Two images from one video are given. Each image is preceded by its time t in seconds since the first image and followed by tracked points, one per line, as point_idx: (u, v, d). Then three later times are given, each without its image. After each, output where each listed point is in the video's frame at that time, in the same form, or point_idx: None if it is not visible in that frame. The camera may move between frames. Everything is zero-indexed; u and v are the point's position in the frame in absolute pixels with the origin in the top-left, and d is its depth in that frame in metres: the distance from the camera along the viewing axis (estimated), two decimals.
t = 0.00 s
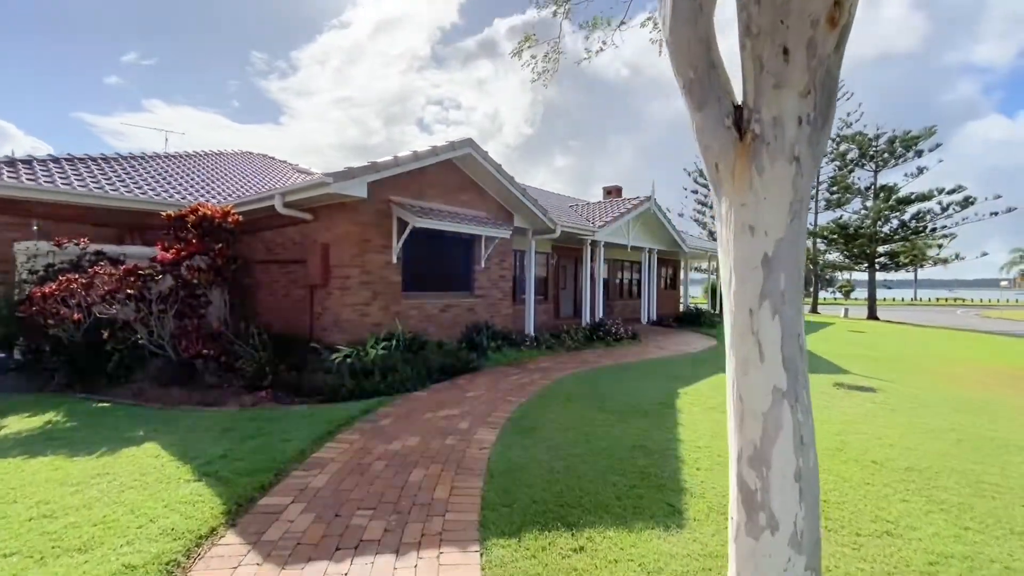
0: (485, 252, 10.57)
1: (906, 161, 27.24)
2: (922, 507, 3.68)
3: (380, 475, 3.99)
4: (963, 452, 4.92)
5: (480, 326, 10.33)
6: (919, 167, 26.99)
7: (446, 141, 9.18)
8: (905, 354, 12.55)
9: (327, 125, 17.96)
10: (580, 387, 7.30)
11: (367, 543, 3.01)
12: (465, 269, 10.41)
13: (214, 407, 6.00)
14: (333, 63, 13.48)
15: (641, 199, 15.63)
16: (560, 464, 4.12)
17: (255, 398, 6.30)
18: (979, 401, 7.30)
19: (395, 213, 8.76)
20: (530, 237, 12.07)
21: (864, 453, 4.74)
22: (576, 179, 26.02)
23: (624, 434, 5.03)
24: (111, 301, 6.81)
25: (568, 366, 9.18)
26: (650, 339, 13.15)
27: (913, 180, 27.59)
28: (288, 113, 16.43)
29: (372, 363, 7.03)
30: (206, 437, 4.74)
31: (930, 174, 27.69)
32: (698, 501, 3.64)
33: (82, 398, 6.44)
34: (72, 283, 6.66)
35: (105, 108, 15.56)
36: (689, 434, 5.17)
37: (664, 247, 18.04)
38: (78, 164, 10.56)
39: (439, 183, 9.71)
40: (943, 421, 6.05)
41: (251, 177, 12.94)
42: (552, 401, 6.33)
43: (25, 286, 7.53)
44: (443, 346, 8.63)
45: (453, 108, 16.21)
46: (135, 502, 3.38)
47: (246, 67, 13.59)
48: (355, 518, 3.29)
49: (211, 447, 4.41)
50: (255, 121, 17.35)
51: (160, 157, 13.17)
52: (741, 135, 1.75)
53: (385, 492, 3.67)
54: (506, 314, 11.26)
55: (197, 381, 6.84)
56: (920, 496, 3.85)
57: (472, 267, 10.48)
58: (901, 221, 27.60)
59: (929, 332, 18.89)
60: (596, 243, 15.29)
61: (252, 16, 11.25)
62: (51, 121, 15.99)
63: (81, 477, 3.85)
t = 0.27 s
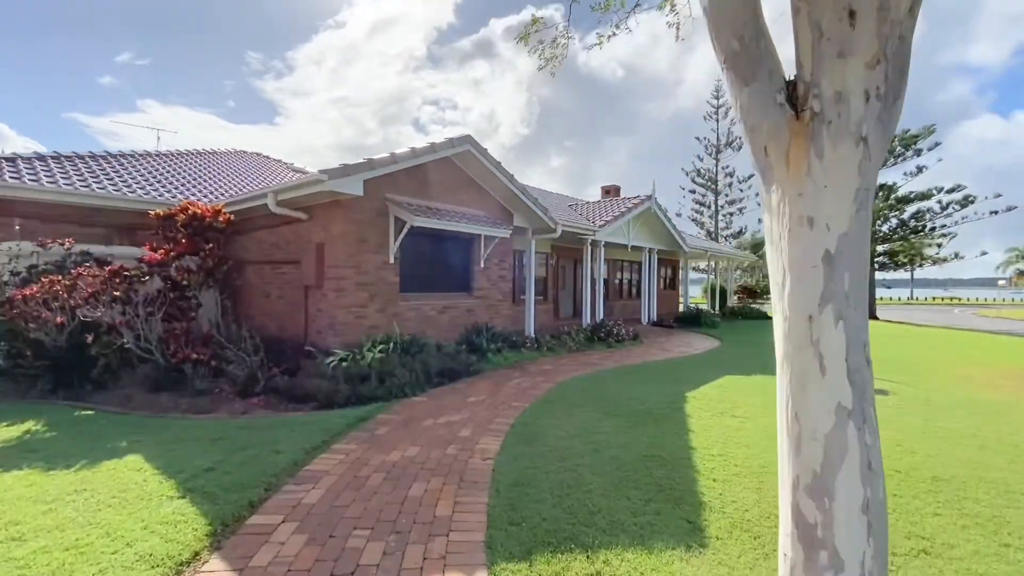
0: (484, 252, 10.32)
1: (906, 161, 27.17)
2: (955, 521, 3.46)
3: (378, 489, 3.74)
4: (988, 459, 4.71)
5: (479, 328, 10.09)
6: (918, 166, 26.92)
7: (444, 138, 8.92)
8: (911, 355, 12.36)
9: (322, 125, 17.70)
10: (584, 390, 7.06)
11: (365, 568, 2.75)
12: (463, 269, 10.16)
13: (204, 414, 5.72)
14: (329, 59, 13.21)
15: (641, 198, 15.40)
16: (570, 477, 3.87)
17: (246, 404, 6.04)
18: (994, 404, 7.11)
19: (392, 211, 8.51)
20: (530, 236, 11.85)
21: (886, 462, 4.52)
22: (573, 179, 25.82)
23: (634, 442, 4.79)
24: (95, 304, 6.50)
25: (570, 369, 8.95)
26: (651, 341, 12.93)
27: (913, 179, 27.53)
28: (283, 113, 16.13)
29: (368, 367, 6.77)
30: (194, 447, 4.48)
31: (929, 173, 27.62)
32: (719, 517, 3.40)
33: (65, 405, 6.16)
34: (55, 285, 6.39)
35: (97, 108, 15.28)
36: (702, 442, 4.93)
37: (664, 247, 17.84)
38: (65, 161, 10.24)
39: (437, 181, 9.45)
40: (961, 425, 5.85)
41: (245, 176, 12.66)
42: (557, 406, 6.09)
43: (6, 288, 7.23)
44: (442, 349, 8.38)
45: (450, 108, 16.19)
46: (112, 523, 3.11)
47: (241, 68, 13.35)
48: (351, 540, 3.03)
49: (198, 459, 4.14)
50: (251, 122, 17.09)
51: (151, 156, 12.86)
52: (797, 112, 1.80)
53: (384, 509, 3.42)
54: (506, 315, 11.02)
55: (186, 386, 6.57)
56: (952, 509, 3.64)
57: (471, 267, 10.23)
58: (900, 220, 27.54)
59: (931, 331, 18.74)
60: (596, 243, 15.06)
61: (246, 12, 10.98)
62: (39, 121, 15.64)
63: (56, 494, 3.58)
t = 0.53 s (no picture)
0: (485, 251, 10.07)
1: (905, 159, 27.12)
2: (999, 538, 3.24)
3: (380, 507, 3.49)
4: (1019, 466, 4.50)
5: (480, 329, 9.84)
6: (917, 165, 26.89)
7: (444, 134, 8.66)
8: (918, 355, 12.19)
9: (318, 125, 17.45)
10: (590, 394, 6.83)
11: None
12: (464, 269, 9.90)
13: (194, 423, 5.45)
14: (326, 55, 12.93)
15: (643, 196, 15.18)
16: (584, 491, 3.63)
17: (239, 412, 5.76)
18: (1012, 406, 6.92)
19: (391, 210, 8.26)
20: (531, 235, 11.61)
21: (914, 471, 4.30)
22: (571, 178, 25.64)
23: (648, 450, 4.56)
24: (80, 307, 6.21)
25: (574, 371, 8.71)
26: (655, 341, 12.71)
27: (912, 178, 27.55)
28: (278, 112, 15.87)
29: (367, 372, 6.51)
30: (183, 460, 4.21)
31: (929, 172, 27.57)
32: (747, 535, 3.18)
33: (48, 413, 5.87)
34: (37, 287, 6.11)
35: (89, 107, 14.97)
36: (719, 450, 4.71)
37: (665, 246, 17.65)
38: (52, 160, 9.93)
39: (437, 179, 9.19)
40: (984, 430, 5.65)
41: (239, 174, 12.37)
42: (565, 412, 5.85)
43: None
44: (442, 352, 8.12)
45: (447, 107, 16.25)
46: (88, 550, 2.83)
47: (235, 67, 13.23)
48: (351, 566, 2.77)
49: (186, 474, 3.87)
50: (247, 122, 16.79)
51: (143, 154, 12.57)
52: (886, 85, 1.97)
53: (386, 530, 3.16)
54: (507, 316, 10.77)
55: (176, 393, 6.28)
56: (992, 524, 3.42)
57: (471, 268, 9.98)
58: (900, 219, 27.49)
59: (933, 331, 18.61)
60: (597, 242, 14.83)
61: (241, 7, 10.71)
62: (29, 121, 15.29)
63: (31, 515, 3.31)
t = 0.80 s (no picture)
0: (485, 251, 9.81)
1: (905, 158, 27.08)
2: None
3: (380, 526, 3.23)
4: None
5: (481, 330, 9.58)
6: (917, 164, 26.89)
7: (444, 130, 8.39)
8: (924, 355, 12.01)
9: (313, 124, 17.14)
10: (597, 399, 6.58)
11: None
12: (463, 269, 9.64)
13: (183, 432, 5.16)
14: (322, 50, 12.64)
15: (644, 195, 14.97)
16: (599, 508, 3.40)
17: (231, 420, 5.48)
18: None
19: (389, 208, 8.00)
20: (532, 235, 11.37)
21: (945, 484, 4.10)
22: (568, 178, 25.50)
23: (664, 460, 4.33)
24: (63, 309, 5.92)
25: (578, 374, 8.47)
26: (657, 342, 12.50)
27: (911, 176, 27.69)
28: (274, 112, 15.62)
29: (365, 377, 6.24)
30: (168, 475, 3.93)
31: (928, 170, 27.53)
32: (778, 556, 2.95)
33: (30, 422, 5.57)
34: (18, 289, 5.82)
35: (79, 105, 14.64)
36: (736, 459, 4.48)
37: (665, 245, 17.47)
38: (38, 157, 9.61)
39: (436, 176, 8.93)
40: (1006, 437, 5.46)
41: (233, 172, 12.07)
42: (572, 417, 5.60)
43: None
44: (442, 355, 7.86)
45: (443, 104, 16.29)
46: None
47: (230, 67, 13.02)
48: None
49: (171, 492, 3.59)
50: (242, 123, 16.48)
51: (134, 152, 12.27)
52: (1016, 40, 1.74)
53: (387, 556, 2.89)
54: (508, 317, 10.52)
55: (165, 400, 5.99)
56: None
57: (471, 267, 9.72)
58: (900, 217, 27.44)
59: (935, 329, 18.49)
60: (598, 241, 14.62)
61: (235, 1, 10.44)
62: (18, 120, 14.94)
63: None
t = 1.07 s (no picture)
0: (484, 249, 9.54)
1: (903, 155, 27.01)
2: None
3: (379, 546, 2.96)
4: None
5: (480, 331, 9.32)
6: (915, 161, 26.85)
7: (442, 123, 8.12)
8: (931, 353, 11.83)
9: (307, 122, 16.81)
10: (603, 401, 6.33)
11: None
12: (462, 268, 9.37)
13: (166, 440, 4.86)
14: (318, 47, 12.35)
15: (645, 192, 14.75)
16: (616, 523, 3.15)
17: (219, 427, 5.19)
18: None
19: (386, 204, 7.73)
20: (532, 232, 11.13)
21: (977, 492, 3.89)
22: (566, 176, 25.29)
23: (679, 468, 4.09)
24: (40, 310, 5.68)
25: (582, 375, 8.23)
26: (659, 341, 12.28)
27: (910, 174, 27.63)
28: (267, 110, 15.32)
29: (361, 379, 5.98)
30: (149, 489, 3.65)
31: (927, 168, 27.48)
32: None
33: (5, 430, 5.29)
34: None
35: (66, 101, 14.25)
36: (754, 467, 4.24)
37: (665, 243, 17.28)
38: (21, 152, 9.26)
39: (433, 172, 8.66)
40: None
41: (226, 169, 11.77)
42: (578, 422, 5.35)
43: None
44: (441, 356, 7.60)
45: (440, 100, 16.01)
46: None
47: (223, 66, 12.44)
48: None
49: (150, 508, 3.31)
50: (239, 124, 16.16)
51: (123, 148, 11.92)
52: None
53: None
54: (508, 317, 10.27)
55: (149, 406, 5.70)
56: None
57: (469, 266, 9.45)
58: (898, 215, 27.37)
59: (936, 328, 18.37)
60: (598, 239, 14.40)
61: None
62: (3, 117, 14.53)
63: None
